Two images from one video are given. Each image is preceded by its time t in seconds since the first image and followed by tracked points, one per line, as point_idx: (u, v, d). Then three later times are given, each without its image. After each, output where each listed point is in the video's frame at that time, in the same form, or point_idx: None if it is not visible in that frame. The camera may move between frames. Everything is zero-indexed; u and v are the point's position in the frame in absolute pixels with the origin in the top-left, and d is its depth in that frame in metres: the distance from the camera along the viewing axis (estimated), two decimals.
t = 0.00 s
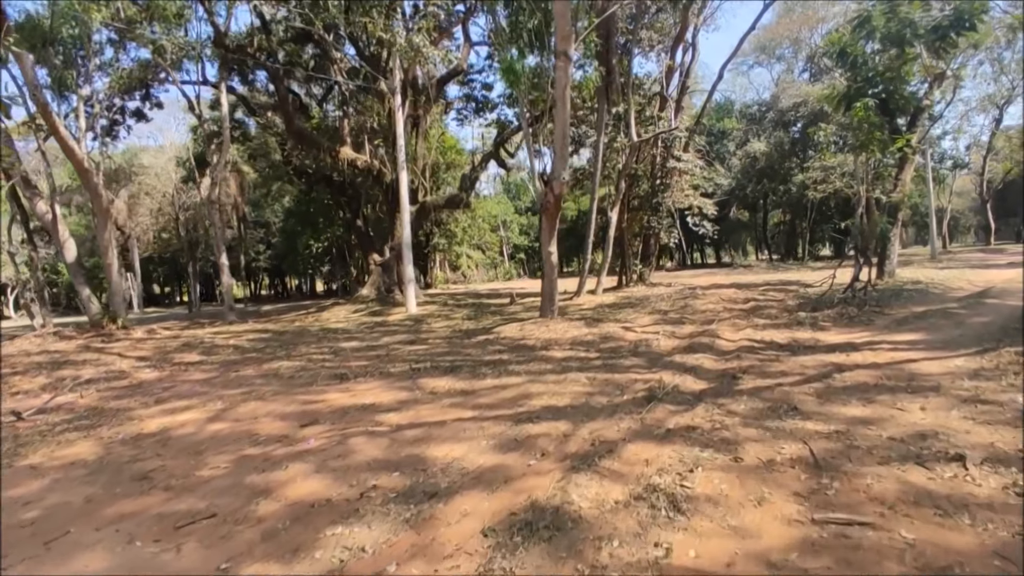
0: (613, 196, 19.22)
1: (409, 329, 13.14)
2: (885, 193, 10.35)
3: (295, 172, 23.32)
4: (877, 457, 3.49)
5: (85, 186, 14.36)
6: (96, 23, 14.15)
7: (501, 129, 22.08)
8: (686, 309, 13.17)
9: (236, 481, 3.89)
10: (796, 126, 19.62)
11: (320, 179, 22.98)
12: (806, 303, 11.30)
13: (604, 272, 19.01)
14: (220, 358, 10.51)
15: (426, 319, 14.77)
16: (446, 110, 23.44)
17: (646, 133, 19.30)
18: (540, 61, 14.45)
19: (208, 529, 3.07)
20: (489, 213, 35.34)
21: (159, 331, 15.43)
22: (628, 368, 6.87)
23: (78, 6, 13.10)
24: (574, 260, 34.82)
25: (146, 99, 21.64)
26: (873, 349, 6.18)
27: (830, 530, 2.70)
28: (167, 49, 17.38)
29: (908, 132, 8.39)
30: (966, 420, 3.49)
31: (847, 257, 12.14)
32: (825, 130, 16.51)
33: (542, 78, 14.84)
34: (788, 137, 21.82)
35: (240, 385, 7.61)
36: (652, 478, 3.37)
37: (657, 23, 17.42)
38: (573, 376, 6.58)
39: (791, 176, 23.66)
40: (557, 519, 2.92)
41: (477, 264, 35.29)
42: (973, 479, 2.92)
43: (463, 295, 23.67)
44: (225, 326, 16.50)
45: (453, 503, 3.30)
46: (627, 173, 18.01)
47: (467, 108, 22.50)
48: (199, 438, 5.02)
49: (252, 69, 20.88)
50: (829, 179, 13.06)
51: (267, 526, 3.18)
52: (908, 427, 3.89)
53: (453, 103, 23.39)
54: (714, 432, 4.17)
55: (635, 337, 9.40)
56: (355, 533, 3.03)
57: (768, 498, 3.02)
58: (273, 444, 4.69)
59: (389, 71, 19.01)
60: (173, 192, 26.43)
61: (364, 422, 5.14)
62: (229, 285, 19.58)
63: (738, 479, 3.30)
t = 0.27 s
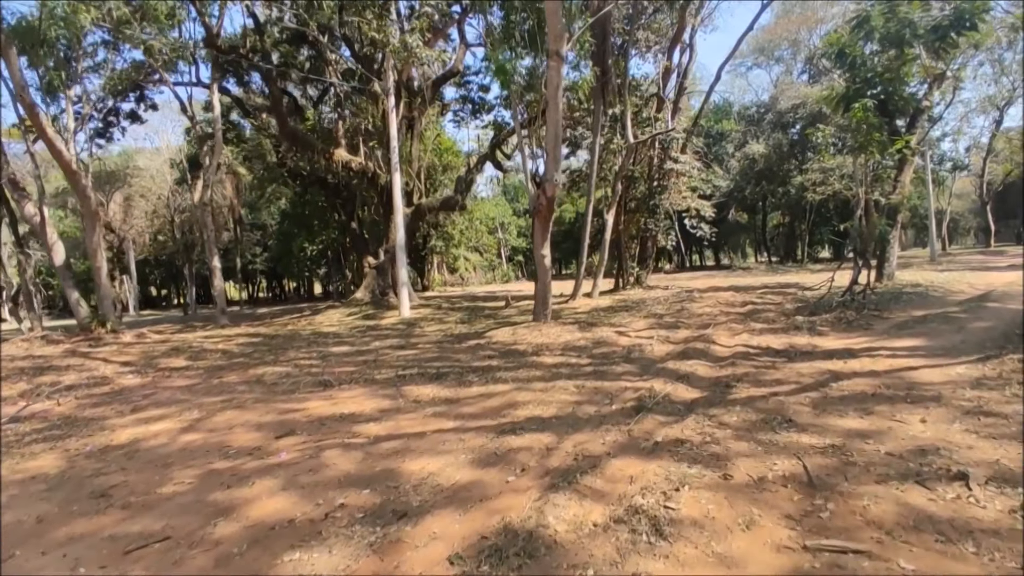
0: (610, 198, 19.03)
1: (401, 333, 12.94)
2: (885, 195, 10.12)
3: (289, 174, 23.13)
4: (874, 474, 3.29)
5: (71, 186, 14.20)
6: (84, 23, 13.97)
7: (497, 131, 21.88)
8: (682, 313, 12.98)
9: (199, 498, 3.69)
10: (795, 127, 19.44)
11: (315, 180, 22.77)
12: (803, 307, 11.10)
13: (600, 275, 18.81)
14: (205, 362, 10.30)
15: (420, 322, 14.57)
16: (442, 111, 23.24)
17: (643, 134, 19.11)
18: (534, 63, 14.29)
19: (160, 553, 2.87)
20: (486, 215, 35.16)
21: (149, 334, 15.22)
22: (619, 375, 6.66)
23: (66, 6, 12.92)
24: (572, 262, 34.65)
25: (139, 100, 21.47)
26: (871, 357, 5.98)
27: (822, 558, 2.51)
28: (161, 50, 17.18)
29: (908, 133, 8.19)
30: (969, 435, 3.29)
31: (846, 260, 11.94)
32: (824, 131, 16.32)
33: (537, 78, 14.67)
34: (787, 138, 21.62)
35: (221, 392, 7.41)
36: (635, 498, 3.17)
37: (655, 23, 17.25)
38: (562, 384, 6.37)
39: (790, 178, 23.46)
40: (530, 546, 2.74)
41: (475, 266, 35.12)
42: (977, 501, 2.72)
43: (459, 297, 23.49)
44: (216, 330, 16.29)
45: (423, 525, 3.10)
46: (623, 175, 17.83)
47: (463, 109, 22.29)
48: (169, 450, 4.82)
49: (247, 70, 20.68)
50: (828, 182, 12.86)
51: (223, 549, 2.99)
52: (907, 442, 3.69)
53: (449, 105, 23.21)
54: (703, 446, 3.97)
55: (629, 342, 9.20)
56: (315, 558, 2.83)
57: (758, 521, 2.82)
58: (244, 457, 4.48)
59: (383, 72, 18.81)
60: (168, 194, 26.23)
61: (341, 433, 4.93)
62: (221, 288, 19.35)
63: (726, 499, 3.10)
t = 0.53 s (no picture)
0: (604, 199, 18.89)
1: (392, 335, 12.74)
2: (881, 195, 9.93)
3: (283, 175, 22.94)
4: (865, 485, 3.11)
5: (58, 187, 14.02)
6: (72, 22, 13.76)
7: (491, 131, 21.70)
8: (677, 314, 12.79)
9: (154, 512, 3.49)
10: (794, 128, 19.19)
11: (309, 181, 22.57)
12: (800, 309, 10.90)
13: (595, 276, 18.64)
14: (191, 366, 10.10)
15: (412, 325, 14.37)
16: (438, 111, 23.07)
17: (638, 134, 18.94)
18: (528, 62, 14.12)
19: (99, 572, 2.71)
20: (483, 216, 35.00)
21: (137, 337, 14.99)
22: (607, 378, 6.46)
23: (51, 3, 12.79)
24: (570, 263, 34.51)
25: (132, 101, 21.29)
26: (867, 359, 5.78)
27: None
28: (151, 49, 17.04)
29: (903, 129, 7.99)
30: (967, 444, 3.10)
31: (842, 260, 11.74)
32: (821, 131, 16.15)
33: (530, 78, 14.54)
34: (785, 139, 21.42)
35: (200, 395, 7.20)
36: (610, 511, 2.99)
37: (650, 23, 17.11)
38: (547, 388, 6.17)
39: (787, 179, 23.29)
40: (492, 565, 2.57)
41: (473, 268, 34.91)
42: (974, 516, 2.53)
43: (454, 300, 23.29)
44: (207, 333, 16.09)
45: (383, 540, 2.92)
46: (618, 175, 17.69)
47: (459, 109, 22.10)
48: (133, 458, 4.62)
49: (240, 70, 20.53)
50: (824, 182, 12.64)
51: (169, 568, 2.80)
52: (901, 450, 3.50)
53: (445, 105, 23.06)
54: (687, 454, 3.78)
55: (621, 345, 9.00)
56: None
57: (738, 538, 2.66)
58: (210, 465, 4.28)
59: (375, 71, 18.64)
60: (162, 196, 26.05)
61: (313, 440, 4.74)
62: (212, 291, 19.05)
63: (706, 512, 2.92)
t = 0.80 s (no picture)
0: (602, 200, 18.73)
1: (385, 339, 12.58)
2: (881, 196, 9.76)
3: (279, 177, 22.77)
4: (859, 503, 2.95)
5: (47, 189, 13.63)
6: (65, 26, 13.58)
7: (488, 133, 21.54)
8: (674, 316, 12.63)
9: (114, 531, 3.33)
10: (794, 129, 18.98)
11: (304, 183, 22.40)
12: (798, 311, 10.74)
13: (593, 278, 18.50)
14: (180, 371, 9.94)
15: (406, 327, 14.22)
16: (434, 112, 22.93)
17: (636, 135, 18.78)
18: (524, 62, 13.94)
19: None
20: (481, 217, 34.84)
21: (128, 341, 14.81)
22: (597, 384, 6.30)
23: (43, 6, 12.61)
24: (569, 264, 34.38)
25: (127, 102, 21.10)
26: (864, 365, 5.62)
27: None
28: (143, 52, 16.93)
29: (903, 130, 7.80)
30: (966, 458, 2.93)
31: (841, 262, 11.58)
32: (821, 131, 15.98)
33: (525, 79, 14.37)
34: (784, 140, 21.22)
35: (182, 402, 7.03)
36: (588, 533, 2.84)
37: (649, 23, 16.94)
38: (535, 394, 6.00)
39: (787, 179, 23.12)
40: None
41: (472, 269, 34.76)
42: (973, 539, 2.38)
43: (452, 301, 23.15)
44: (200, 337, 15.93)
45: (349, 564, 2.76)
46: (616, 176, 17.52)
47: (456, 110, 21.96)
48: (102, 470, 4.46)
49: (235, 71, 20.41)
50: (823, 182, 12.46)
51: None
52: (897, 464, 3.35)
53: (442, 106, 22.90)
54: (674, 467, 3.62)
55: (614, 349, 8.84)
56: None
57: (722, 564, 2.51)
58: (178, 479, 4.11)
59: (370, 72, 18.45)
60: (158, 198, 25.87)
61: (289, 452, 4.58)
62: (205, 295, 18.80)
63: (690, 534, 2.77)
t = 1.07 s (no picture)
0: (602, 197, 18.50)
1: (381, 338, 12.40)
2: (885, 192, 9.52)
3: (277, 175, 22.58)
4: (859, 516, 2.75)
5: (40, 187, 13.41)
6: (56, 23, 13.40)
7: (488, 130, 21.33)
8: (674, 315, 12.42)
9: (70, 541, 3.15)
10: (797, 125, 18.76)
11: (303, 182, 22.21)
12: (800, 309, 10.51)
13: (593, 276, 18.28)
14: (170, 370, 9.77)
15: (403, 326, 14.03)
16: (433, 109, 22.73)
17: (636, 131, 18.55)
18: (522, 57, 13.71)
19: None
20: (482, 216, 34.65)
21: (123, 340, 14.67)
22: (590, 385, 6.10)
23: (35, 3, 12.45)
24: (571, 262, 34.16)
25: (124, 101, 20.92)
26: (867, 365, 5.41)
27: None
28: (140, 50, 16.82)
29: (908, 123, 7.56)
30: (974, 465, 2.72)
31: (844, 260, 11.35)
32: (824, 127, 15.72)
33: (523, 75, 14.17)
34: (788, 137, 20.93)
35: (166, 402, 6.86)
36: (568, 548, 2.66)
37: (650, 18, 16.69)
38: (526, 396, 5.80)
39: (791, 176, 22.84)
40: None
41: (473, 267, 34.57)
42: (983, 558, 2.19)
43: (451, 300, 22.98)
44: (196, 336, 15.77)
45: None
46: (616, 173, 17.29)
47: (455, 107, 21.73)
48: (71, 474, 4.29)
49: (232, 69, 20.24)
50: (827, 179, 12.22)
51: None
52: (900, 471, 3.15)
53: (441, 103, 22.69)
54: (665, 475, 3.41)
55: (611, 348, 8.63)
56: None
57: None
58: (147, 485, 3.91)
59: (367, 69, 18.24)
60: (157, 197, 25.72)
61: (266, 456, 4.40)
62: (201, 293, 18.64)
63: (677, 549, 2.59)
